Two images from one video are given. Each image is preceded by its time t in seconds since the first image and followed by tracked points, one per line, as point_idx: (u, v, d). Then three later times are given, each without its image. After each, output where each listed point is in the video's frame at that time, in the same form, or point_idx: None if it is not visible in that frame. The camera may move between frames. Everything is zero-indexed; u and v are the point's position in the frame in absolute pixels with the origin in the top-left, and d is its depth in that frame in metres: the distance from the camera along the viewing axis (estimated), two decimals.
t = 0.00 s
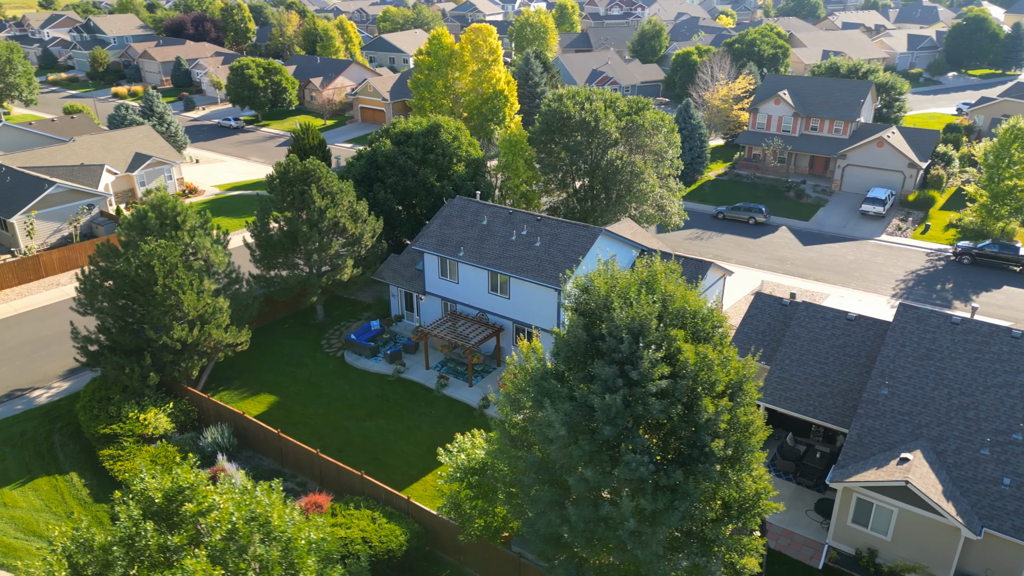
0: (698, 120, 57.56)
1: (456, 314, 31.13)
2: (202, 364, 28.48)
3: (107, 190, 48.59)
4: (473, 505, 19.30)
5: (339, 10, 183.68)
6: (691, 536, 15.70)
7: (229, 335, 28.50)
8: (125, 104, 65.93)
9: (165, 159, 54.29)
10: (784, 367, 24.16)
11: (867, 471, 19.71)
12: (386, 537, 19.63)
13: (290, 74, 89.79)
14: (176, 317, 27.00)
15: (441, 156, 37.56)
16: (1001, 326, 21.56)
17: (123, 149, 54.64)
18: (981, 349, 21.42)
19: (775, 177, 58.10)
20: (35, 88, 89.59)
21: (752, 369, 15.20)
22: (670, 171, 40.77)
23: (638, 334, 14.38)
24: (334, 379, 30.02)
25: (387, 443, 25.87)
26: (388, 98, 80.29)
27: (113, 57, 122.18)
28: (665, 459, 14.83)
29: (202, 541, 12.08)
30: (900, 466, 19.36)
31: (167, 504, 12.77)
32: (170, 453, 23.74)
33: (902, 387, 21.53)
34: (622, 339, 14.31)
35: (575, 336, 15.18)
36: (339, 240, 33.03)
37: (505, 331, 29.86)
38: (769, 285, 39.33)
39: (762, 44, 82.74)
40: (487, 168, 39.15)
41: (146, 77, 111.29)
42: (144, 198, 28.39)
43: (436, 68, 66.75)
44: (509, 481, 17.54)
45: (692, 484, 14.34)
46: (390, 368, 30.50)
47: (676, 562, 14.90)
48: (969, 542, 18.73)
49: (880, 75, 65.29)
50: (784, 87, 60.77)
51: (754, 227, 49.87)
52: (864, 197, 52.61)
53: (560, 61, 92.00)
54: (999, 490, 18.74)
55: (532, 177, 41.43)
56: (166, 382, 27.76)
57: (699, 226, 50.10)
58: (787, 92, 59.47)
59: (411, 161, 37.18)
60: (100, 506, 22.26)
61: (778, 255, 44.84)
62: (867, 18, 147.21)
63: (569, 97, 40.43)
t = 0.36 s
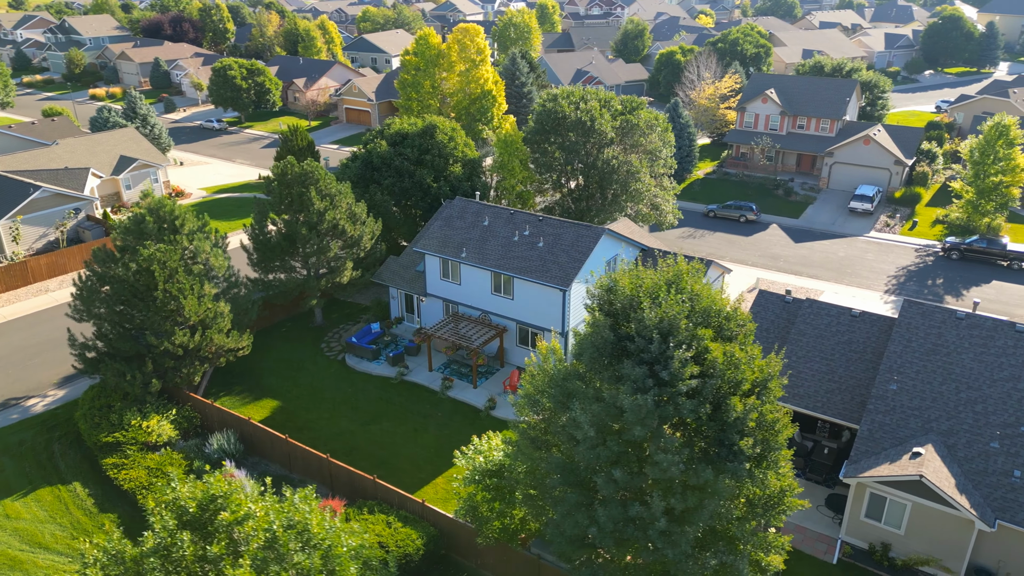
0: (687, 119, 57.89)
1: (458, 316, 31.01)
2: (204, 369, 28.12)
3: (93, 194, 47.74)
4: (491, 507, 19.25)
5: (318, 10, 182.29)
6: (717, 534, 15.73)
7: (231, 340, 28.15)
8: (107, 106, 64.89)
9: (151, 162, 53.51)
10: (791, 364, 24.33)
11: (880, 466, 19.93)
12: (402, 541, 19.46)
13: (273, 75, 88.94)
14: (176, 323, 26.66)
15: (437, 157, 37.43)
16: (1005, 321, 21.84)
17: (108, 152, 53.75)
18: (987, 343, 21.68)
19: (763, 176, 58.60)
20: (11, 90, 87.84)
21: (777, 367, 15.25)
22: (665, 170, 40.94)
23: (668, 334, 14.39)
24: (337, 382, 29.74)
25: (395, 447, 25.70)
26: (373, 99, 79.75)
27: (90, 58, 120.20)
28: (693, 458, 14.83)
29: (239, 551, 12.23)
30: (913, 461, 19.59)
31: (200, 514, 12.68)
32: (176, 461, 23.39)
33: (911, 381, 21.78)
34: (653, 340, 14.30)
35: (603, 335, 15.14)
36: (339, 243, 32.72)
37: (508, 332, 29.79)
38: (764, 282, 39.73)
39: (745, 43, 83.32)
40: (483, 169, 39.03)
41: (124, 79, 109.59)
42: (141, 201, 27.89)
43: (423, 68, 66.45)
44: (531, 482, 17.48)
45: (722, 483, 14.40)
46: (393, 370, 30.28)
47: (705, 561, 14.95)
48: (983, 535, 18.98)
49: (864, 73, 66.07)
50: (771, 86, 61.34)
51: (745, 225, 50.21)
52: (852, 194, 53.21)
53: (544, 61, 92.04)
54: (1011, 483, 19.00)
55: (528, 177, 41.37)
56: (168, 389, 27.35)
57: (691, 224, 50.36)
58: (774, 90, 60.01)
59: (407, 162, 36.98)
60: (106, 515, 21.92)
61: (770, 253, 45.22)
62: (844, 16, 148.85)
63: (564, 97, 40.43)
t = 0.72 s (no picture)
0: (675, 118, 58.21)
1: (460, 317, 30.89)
2: (205, 375, 27.72)
3: (79, 198, 46.92)
4: (508, 510, 19.14)
5: (296, 10, 180.75)
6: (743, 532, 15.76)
7: (232, 345, 27.79)
8: (88, 108, 63.82)
9: (137, 165, 52.75)
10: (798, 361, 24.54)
11: (892, 461, 20.16)
12: (419, 546, 19.27)
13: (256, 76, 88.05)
14: (178, 328, 26.28)
15: (434, 158, 37.29)
16: (1008, 315, 22.13)
17: (92, 155, 52.87)
18: (992, 338, 21.96)
19: (751, 174, 59.09)
20: None
21: (801, 365, 15.33)
22: (659, 170, 41.09)
23: (697, 333, 14.40)
24: (340, 385, 29.47)
25: (403, 450, 25.51)
26: (359, 100, 79.26)
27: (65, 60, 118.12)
28: (722, 457, 14.85)
29: (280, 560, 12.22)
30: (925, 455, 19.83)
31: (237, 523, 12.65)
32: (182, 468, 23.02)
33: (918, 376, 22.02)
34: (683, 340, 14.31)
35: (631, 336, 15.13)
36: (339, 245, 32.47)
37: (512, 332, 29.73)
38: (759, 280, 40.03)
39: (728, 43, 83.94)
40: (478, 169, 38.90)
41: (101, 80, 107.83)
42: (140, 205, 27.44)
43: (410, 68, 66.22)
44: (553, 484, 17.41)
45: (751, 481, 14.42)
46: (396, 373, 30.07)
47: (733, 559, 14.99)
48: (994, 526, 19.24)
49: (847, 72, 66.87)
50: (757, 85, 61.87)
51: (736, 223, 50.57)
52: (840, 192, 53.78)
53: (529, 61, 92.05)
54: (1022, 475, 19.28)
55: (523, 178, 41.32)
56: (169, 395, 26.94)
57: (682, 223, 50.60)
58: (761, 89, 60.55)
59: (403, 164, 36.78)
60: (113, 525, 21.54)
61: (763, 250, 45.57)
62: (821, 16, 150.46)
63: (558, 97, 40.44)
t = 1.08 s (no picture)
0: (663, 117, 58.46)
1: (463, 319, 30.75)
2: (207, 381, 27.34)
3: (64, 202, 46.08)
4: (526, 512, 19.29)
5: (273, 10, 179.03)
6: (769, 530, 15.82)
7: (235, 350, 27.43)
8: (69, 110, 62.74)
9: (122, 168, 51.98)
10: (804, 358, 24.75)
11: (904, 455, 20.40)
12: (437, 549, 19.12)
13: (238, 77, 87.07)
14: (180, 334, 25.90)
15: (430, 159, 37.12)
16: (1011, 310, 22.48)
17: (76, 158, 51.97)
18: (996, 332, 22.29)
19: (739, 173, 59.54)
20: None
21: (825, 362, 15.45)
22: (654, 169, 41.24)
23: (727, 333, 14.48)
24: (343, 389, 29.20)
25: (412, 453, 25.34)
26: (344, 100, 78.69)
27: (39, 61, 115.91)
28: (749, 455, 14.92)
29: (319, 567, 12.63)
30: (936, 449, 20.10)
31: (275, 532, 13.25)
32: (189, 476, 22.67)
33: (926, 371, 22.30)
34: (713, 338, 14.38)
35: (658, 335, 15.18)
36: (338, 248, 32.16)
37: (515, 333, 29.67)
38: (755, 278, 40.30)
39: (711, 42, 84.43)
40: (474, 170, 38.77)
41: (78, 81, 105.98)
42: (138, 208, 26.98)
43: (397, 69, 65.91)
44: (575, 485, 17.37)
45: (780, 478, 14.49)
46: (399, 375, 29.88)
47: (761, 556, 15.03)
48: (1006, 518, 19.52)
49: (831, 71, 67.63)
50: (744, 84, 62.35)
51: (727, 222, 50.92)
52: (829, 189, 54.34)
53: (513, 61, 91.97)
54: None
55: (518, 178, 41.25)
56: (171, 402, 26.55)
57: (675, 222, 50.83)
58: (748, 88, 61.05)
59: (400, 165, 36.54)
60: (121, 535, 21.16)
61: (755, 248, 45.92)
62: (798, 15, 152.06)
63: (553, 97, 40.44)
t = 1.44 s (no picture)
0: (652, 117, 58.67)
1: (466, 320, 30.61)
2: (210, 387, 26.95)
3: (49, 207, 45.23)
4: (544, 513, 19.03)
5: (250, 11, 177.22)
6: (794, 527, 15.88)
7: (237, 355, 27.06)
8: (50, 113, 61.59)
9: (107, 171, 51.15)
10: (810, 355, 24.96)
11: (915, 450, 20.64)
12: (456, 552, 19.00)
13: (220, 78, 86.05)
14: (182, 340, 25.49)
15: (426, 160, 36.92)
16: (1014, 304, 22.81)
17: (59, 161, 51.02)
18: (1000, 326, 22.60)
19: (728, 171, 59.95)
20: None
21: (848, 358, 15.58)
22: (648, 168, 41.36)
23: (756, 331, 14.57)
24: (346, 393, 28.93)
25: (420, 456, 25.16)
26: (328, 101, 78.07)
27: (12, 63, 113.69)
28: (776, 453, 14.96)
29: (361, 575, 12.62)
30: (947, 443, 20.35)
31: (314, 539, 13.28)
32: (197, 484, 22.31)
33: (932, 366, 22.56)
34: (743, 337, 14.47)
35: (686, 335, 15.22)
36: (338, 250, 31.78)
37: (519, 334, 29.60)
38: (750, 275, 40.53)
39: (695, 41, 84.89)
40: (470, 171, 38.61)
41: (53, 83, 104.09)
42: (136, 212, 26.48)
43: (384, 69, 65.52)
44: (598, 485, 17.32)
45: (810, 475, 14.57)
46: (403, 378, 29.67)
47: (789, 554, 15.07)
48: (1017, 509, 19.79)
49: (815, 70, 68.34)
50: (731, 83, 62.79)
51: (718, 220, 51.24)
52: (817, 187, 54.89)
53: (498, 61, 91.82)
54: None
55: (513, 178, 41.12)
56: (173, 409, 26.15)
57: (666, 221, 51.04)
58: (736, 87, 61.50)
59: (396, 166, 36.29)
60: (130, 546, 20.78)
61: (747, 246, 46.23)
62: (776, 15, 153.43)
63: (548, 98, 40.38)
